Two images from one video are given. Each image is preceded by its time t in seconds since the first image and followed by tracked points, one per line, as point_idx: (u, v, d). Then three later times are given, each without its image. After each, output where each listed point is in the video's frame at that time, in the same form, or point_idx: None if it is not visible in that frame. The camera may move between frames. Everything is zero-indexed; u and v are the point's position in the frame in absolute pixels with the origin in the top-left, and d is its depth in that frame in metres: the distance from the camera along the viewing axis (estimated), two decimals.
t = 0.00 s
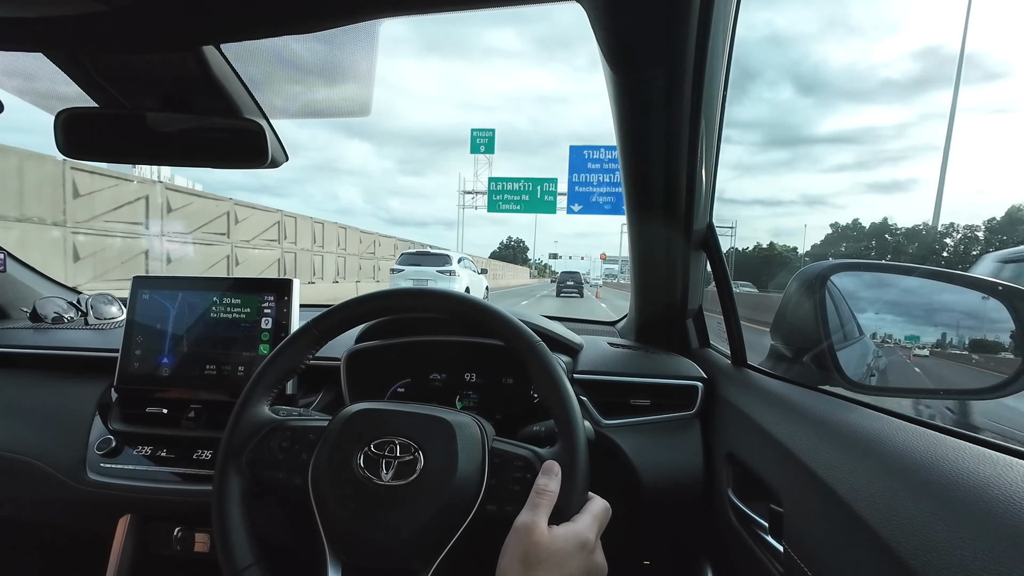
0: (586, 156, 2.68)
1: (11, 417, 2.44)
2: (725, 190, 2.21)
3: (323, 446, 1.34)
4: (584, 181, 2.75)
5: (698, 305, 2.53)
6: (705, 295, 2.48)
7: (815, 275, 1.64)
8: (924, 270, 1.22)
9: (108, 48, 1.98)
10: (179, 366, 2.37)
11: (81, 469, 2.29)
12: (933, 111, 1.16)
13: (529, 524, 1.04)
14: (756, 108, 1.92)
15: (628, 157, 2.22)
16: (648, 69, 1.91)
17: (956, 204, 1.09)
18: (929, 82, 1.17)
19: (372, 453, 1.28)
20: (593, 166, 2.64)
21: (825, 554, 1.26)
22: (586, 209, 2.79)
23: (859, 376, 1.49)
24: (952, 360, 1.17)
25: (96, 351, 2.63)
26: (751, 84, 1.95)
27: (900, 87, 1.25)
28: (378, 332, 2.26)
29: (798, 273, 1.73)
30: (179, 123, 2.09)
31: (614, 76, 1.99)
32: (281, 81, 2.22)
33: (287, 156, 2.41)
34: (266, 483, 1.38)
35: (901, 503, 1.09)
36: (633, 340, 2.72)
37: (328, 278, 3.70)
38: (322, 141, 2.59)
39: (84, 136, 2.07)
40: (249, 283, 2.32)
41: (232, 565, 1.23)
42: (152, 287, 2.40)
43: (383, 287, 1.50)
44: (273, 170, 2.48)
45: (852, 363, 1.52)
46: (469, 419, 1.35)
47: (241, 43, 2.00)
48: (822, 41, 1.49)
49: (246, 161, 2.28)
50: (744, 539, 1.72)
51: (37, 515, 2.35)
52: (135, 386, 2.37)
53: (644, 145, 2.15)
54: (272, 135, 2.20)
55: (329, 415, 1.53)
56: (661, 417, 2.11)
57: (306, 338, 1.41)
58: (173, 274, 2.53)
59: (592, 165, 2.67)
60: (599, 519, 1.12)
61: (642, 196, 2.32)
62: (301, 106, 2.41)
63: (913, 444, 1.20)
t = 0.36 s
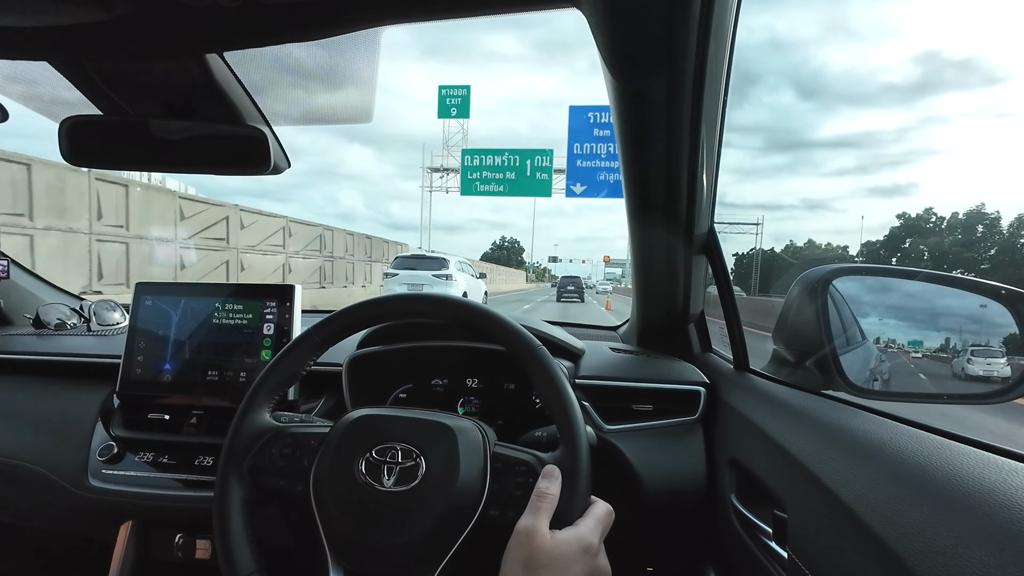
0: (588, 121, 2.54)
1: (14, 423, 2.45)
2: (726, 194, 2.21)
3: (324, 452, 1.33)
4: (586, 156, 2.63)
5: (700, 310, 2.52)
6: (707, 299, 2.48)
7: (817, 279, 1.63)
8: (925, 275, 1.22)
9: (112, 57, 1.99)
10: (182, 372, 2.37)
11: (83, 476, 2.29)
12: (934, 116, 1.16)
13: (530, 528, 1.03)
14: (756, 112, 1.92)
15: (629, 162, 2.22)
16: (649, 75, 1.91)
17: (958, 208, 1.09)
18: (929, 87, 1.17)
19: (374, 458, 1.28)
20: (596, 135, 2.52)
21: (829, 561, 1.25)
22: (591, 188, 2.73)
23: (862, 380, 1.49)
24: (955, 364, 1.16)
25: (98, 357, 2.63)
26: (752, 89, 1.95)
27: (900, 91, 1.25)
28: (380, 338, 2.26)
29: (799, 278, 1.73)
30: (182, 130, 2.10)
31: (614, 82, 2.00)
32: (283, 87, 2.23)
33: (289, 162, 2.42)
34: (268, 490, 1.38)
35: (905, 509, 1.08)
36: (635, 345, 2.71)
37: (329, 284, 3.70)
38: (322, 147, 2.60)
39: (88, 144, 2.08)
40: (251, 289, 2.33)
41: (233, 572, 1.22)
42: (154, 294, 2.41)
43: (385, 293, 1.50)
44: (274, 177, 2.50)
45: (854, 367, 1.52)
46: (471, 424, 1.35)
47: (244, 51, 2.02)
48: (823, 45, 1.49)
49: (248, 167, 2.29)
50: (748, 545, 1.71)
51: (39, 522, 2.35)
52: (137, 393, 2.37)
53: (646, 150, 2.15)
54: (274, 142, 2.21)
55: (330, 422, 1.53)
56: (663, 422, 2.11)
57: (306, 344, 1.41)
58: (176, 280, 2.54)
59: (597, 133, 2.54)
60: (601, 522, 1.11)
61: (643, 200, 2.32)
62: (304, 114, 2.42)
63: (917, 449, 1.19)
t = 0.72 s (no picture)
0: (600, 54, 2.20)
1: (16, 427, 2.45)
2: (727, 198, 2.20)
3: (324, 456, 1.33)
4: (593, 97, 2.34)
5: (701, 313, 2.51)
6: (708, 303, 2.47)
7: (819, 283, 1.63)
8: (928, 279, 1.22)
9: (115, 61, 2.00)
10: (183, 375, 2.37)
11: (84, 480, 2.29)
12: (935, 119, 1.16)
13: (529, 529, 1.03)
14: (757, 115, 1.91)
15: (630, 166, 2.23)
16: (650, 79, 1.92)
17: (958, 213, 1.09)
18: (930, 90, 1.17)
19: (374, 462, 1.28)
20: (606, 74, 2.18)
21: (832, 567, 1.24)
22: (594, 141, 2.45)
23: (863, 385, 1.48)
24: (956, 369, 1.16)
25: (100, 360, 2.63)
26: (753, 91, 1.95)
27: (901, 94, 1.25)
28: (380, 341, 2.26)
29: (801, 281, 1.72)
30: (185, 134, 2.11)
31: (616, 87, 2.01)
32: (284, 90, 2.26)
33: (291, 166, 2.42)
34: (269, 495, 1.37)
35: (908, 514, 1.08)
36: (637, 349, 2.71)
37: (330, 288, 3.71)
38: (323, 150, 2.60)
39: (92, 149, 2.09)
40: (253, 292, 2.33)
41: None
42: (155, 297, 2.41)
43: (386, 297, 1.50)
44: (275, 181, 2.50)
45: (857, 371, 1.51)
46: (472, 428, 1.34)
47: (247, 55, 2.03)
48: (824, 48, 1.49)
49: (250, 171, 2.29)
50: (750, 550, 1.70)
51: (39, 526, 2.35)
52: (139, 396, 2.37)
53: (647, 154, 2.16)
54: (276, 145, 2.21)
55: (331, 426, 1.52)
56: (665, 426, 2.10)
57: (307, 349, 1.41)
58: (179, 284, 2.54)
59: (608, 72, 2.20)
60: (603, 523, 1.11)
61: (644, 204, 2.32)
62: (304, 115, 2.45)
63: (919, 453, 1.18)
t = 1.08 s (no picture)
0: None
1: (17, 427, 2.45)
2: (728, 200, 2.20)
3: (325, 457, 1.33)
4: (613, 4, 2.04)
5: (702, 315, 2.51)
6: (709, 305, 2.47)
7: (820, 285, 1.63)
8: (927, 282, 1.22)
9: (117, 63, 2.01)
10: (183, 376, 2.37)
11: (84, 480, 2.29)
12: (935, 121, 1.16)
13: (529, 529, 1.03)
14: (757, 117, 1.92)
15: (632, 168, 2.23)
16: (650, 82, 1.93)
17: (959, 215, 1.09)
18: (931, 91, 1.17)
19: (375, 463, 1.28)
20: None
21: (833, 570, 1.24)
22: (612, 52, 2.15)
23: (864, 387, 1.48)
24: (956, 371, 1.16)
25: (101, 360, 2.63)
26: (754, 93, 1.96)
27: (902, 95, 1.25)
28: (380, 342, 2.26)
29: (802, 283, 1.72)
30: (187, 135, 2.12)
31: (617, 89, 2.01)
32: (284, 92, 2.24)
33: (291, 166, 2.43)
34: (269, 496, 1.37)
35: (908, 517, 1.08)
36: (637, 351, 2.71)
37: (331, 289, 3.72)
38: (324, 151, 2.61)
39: (94, 149, 2.10)
40: (253, 293, 2.33)
41: None
42: (155, 297, 2.41)
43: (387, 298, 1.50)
44: (276, 182, 2.50)
45: (857, 373, 1.51)
46: (472, 429, 1.34)
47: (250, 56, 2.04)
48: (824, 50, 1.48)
49: (251, 172, 2.29)
50: (750, 552, 1.70)
51: (39, 527, 2.35)
52: (139, 396, 2.37)
53: (648, 156, 2.16)
54: (278, 147, 2.22)
55: (331, 427, 1.53)
56: (666, 427, 2.10)
57: (307, 349, 1.41)
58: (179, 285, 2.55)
59: None
60: (604, 523, 1.11)
61: (645, 206, 2.32)
62: (306, 119, 2.41)
63: (919, 456, 1.18)
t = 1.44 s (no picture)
0: None
1: (17, 431, 2.45)
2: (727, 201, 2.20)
3: (325, 459, 1.33)
4: None
5: (702, 317, 2.51)
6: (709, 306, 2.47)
7: (820, 286, 1.63)
8: (928, 282, 1.22)
9: (117, 66, 2.01)
10: (184, 379, 2.37)
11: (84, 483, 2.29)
12: (935, 122, 1.17)
13: (529, 531, 1.03)
14: (757, 118, 1.92)
15: (631, 169, 2.23)
16: (649, 83, 1.93)
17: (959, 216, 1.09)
18: (933, 91, 1.18)
19: (375, 465, 1.28)
20: None
21: (834, 571, 1.24)
22: None
23: (864, 387, 1.48)
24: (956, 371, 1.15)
25: (101, 363, 2.63)
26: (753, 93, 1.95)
27: (903, 95, 1.26)
28: (380, 344, 2.26)
29: (802, 283, 1.72)
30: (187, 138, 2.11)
31: (616, 90, 2.01)
32: (284, 95, 2.24)
33: (291, 168, 2.42)
34: (269, 500, 1.37)
35: (910, 518, 1.07)
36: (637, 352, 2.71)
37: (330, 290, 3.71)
38: (323, 153, 2.61)
39: (93, 152, 2.10)
40: (253, 295, 2.33)
41: None
42: (155, 300, 2.41)
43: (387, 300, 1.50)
44: (276, 184, 2.51)
45: (857, 373, 1.51)
46: (473, 430, 1.34)
47: (248, 59, 2.03)
48: (824, 50, 1.48)
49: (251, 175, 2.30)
50: (751, 554, 1.70)
51: (40, 531, 2.35)
52: (140, 399, 2.37)
53: (647, 157, 2.16)
54: (277, 149, 2.22)
55: (331, 429, 1.52)
56: (666, 429, 2.10)
57: (307, 352, 1.41)
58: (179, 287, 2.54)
59: None
60: (605, 524, 1.11)
61: (645, 208, 2.32)
62: (304, 119, 2.40)
63: (920, 456, 1.18)
